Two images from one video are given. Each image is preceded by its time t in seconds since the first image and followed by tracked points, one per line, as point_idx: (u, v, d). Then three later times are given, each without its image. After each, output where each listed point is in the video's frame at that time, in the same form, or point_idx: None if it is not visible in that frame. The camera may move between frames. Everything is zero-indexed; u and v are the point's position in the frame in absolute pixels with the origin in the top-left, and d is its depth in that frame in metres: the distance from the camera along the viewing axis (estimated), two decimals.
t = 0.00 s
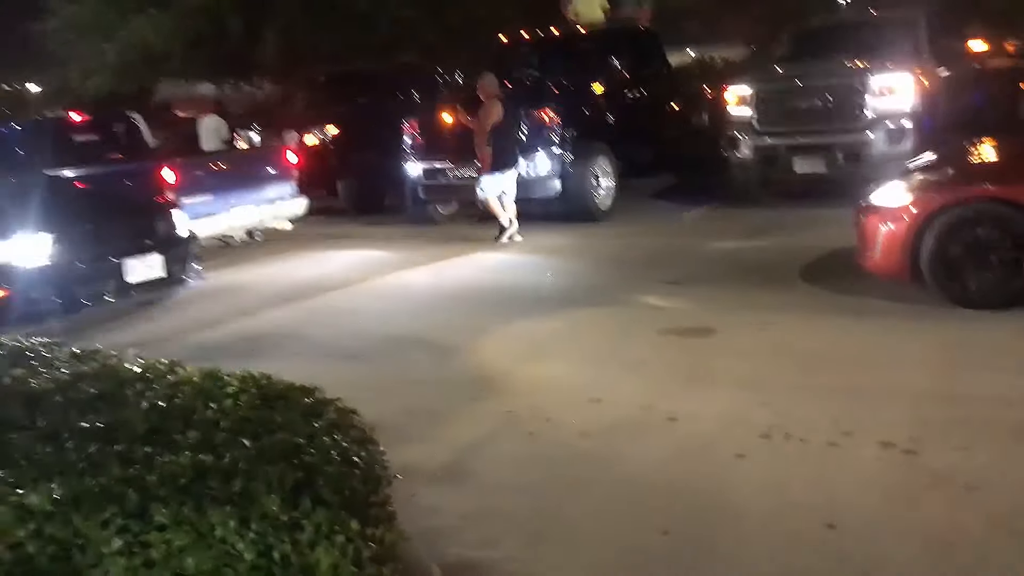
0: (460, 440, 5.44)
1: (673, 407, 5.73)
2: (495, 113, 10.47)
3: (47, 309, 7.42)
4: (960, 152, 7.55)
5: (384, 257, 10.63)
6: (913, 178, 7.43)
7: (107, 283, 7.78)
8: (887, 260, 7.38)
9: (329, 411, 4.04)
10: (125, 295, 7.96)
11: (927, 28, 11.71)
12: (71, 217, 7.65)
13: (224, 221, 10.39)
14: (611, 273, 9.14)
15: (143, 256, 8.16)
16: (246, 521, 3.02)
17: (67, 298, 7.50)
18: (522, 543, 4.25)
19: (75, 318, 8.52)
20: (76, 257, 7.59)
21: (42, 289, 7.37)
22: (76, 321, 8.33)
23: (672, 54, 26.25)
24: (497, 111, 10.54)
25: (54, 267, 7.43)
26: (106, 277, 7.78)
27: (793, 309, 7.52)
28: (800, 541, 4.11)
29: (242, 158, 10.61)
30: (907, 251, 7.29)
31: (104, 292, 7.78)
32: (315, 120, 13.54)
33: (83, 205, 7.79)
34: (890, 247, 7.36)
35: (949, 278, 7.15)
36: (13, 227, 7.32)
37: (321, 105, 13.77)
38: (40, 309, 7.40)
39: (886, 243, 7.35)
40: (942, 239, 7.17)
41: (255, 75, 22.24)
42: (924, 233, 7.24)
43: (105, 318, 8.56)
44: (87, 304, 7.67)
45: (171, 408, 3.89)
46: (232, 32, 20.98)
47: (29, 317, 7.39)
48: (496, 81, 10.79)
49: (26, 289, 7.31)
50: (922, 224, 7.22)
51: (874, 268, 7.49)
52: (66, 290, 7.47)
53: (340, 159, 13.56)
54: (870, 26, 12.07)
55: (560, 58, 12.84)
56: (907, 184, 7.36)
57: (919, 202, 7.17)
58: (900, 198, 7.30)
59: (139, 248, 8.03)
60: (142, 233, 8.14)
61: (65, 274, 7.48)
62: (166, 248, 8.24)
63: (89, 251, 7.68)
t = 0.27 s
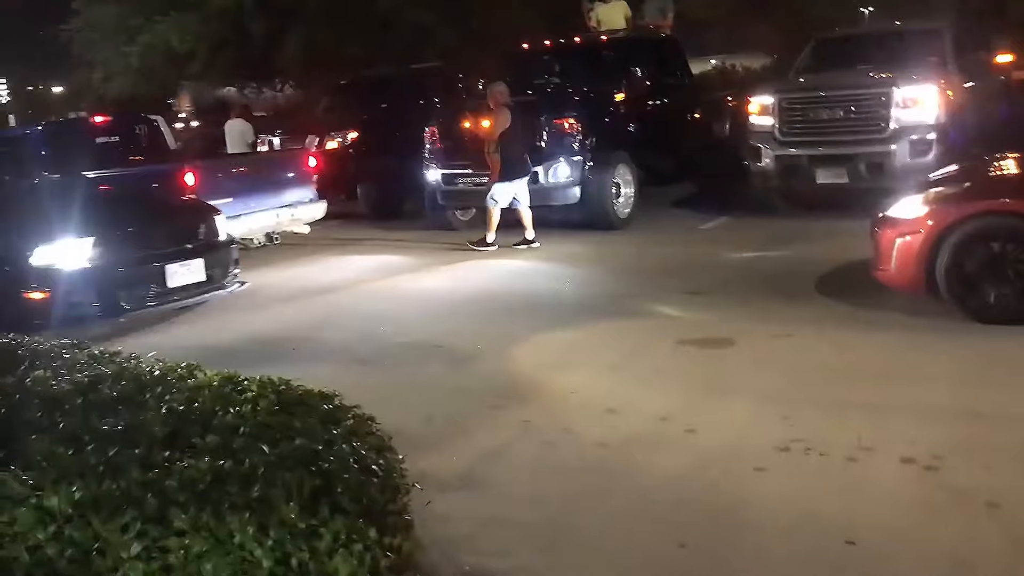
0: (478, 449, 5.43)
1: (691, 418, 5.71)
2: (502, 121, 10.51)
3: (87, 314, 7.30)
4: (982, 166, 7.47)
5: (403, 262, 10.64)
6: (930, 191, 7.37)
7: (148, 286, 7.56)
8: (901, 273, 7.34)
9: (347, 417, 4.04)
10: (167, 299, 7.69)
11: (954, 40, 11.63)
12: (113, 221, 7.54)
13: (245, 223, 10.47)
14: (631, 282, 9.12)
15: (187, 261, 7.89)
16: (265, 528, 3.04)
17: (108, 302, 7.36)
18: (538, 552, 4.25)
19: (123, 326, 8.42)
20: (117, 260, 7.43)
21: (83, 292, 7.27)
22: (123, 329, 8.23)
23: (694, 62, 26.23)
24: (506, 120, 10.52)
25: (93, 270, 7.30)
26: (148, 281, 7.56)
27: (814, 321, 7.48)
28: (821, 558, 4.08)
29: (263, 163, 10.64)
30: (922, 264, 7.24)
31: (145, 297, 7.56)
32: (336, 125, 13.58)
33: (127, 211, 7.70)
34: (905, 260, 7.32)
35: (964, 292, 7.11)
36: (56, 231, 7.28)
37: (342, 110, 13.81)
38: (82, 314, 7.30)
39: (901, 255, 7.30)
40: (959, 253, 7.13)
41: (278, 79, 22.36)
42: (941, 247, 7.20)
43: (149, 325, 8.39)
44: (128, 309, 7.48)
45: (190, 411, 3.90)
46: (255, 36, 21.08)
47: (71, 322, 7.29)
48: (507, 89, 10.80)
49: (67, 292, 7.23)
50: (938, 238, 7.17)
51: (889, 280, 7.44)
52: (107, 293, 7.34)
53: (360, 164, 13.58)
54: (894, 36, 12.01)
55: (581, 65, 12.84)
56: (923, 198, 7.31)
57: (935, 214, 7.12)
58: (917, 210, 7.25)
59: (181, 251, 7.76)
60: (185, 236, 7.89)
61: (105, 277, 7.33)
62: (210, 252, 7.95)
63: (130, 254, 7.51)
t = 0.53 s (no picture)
0: (493, 456, 5.43)
1: (708, 429, 5.69)
2: (506, 130, 10.53)
3: (126, 318, 7.30)
4: (1001, 178, 7.39)
5: (419, 268, 10.66)
6: (943, 204, 7.36)
7: (187, 291, 7.49)
8: (913, 285, 7.33)
9: (363, 423, 4.05)
10: (207, 304, 7.62)
11: (975, 51, 11.56)
12: (153, 225, 7.49)
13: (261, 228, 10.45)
14: (649, 290, 9.10)
15: (227, 265, 7.81)
16: (281, 532, 3.03)
17: (146, 306, 7.33)
18: (552, 562, 4.25)
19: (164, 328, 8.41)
20: (156, 264, 7.38)
21: (122, 296, 7.25)
22: (164, 332, 8.21)
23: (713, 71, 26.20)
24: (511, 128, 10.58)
25: (132, 275, 7.26)
26: (187, 285, 7.50)
27: (833, 333, 7.44)
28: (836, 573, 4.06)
29: (282, 167, 10.67)
30: (934, 276, 7.23)
31: (183, 301, 7.50)
32: (355, 130, 13.62)
33: (168, 215, 7.65)
34: (917, 272, 7.30)
35: (977, 305, 7.08)
36: (97, 234, 7.26)
37: (361, 115, 13.85)
38: (121, 318, 7.30)
39: (913, 267, 7.29)
40: (971, 267, 7.11)
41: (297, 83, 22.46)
42: (954, 260, 7.17)
43: (188, 328, 8.36)
44: (167, 314, 7.43)
45: (208, 414, 3.92)
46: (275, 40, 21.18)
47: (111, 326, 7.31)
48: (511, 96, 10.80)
49: (107, 296, 7.23)
50: (950, 251, 7.15)
51: (902, 292, 7.44)
52: (146, 298, 7.30)
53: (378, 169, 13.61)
54: (915, 47, 11.97)
55: (600, 72, 12.84)
56: (936, 210, 7.30)
57: (948, 227, 7.10)
58: (930, 223, 7.23)
59: (220, 256, 7.69)
60: (224, 241, 7.81)
61: (144, 281, 7.29)
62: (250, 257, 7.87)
63: (170, 259, 7.45)
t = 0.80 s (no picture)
0: (505, 461, 5.45)
1: (720, 437, 5.69)
2: (508, 136, 10.63)
3: (165, 321, 7.39)
4: (1012, 188, 7.37)
5: (433, 272, 10.69)
6: (953, 213, 7.34)
7: (227, 294, 7.60)
8: (923, 295, 7.31)
9: (377, 426, 4.07)
10: (246, 308, 7.73)
11: (993, 61, 11.54)
12: (194, 228, 7.59)
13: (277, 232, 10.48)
14: (664, 297, 9.11)
15: (266, 269, 7.92)
16: (295, 534, 3.05)
17: (187, 309, 7.42)
18: (563, 568, 4.25)
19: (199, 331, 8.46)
20: (197, 267, 7.47)
21: (163, 299, 7.35)
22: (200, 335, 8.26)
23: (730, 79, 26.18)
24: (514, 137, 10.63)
25: (173, 278, 7.35)
26: (227, 289, 7.60)
27: (847, 342, 7.43)
28: None
29: (298, 170, 10.72)
30: (944, 287, 7.20)
31: (223, 305, 7.60)
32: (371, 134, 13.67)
33: (209, 219, 7.77)
34: (927, 282, 7.28)
35: (986, 316, 7.08)
36: (139, 237, 7.37)
37: (378, 120, 13.90)
38: (161, 320, 7.39)
39: (923, 277, 7.26)
40: (980, 278, 7.11)
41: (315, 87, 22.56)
42: (963, 270, 7.16)
43: (222, 331, 8.42)
44: (206, 317, 7.51)
45: (223, 415, 3.95)
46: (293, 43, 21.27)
47: (151, 328, 7.39)
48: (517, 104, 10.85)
49: (148, 298, 7.32)
50: (960, 262, 7.13)
51: (911, 302, 7.41)
52: (186, 301, 7.39)
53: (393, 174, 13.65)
54: (933, 57, 11.94)
55: (616, 79, 12.85)
56: (946, 221, 7.28)
57: (959, 237, 7.08)
58: (940, 233, 7.22)
59: (260, 259, 7.78)
60: (264, 244, 7.91)
61: (185, 284, 7.38)
62: (288, 261, 7.96)
63: (210, 262, 7.54)
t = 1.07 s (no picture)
0: (517, 467, 5.45)
1: (732, 446, 5.68)
2: (507, 146, 10.56)
3: (203, 326, 7.28)
4: None
5: (447, 277, 10.70)
6: (964, 223, 7.31)
7: (265, 300, 7.47)
8: (933, 305, 7.30)
9: (388, 432, 4.08)
10: (284, 314, 7.59)
11: (1012, 71, 11.49)
12: (233, 232, 7.48)
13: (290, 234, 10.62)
14: (678, 305, 9.10)
15: (304, 275, 7.77)
16: (306, 538, 3.05)
17: (224, 315, 7.31)
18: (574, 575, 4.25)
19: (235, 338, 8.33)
20: (234, 272, 7.35)
21: (200, 304, 7.25)
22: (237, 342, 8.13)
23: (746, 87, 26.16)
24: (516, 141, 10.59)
25: (211, 282, 7.25)
26: (265, 294, 7.48)
27: (861, 352, 7.41)
28: None
29: (313, 175, 10.79)
30: (954, 298, 7.20)
31: (261, 311, 7.47)
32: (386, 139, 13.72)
33: (247, 224, 7.66)
34: (937, 292, 7.27)
35: (997, 326, 7.05)
36: (177, 241, 7.28)
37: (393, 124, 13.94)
38: (199, 326, 7.28)
39: (933, 287, 7.26)
40: (991, 289, 7.07)
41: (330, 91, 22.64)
42: (973, 281, 7.14)
43: (258, 338, 8.28)
44: (244, 323, 7.39)
45: (235, 419, 3.97)
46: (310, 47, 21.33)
47: (189, 333, 7.28)
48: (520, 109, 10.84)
49: (186, 303, 7.22)
50: (970, 272, 7.11)
51: (920, 312, 7.41)
52: (225, 306, 7.28)
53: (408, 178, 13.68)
54: (951, 66, 11.89)
55: (632, 85, 12.83)
56: (957, 230, 7.25)
57: (970, 248, 7.06)
58: (951, 243, 7.20)
59: (298, 264, 7.65)
60: (302, 250, 7.78)
61: (222, 289, 7.27)
62: (326, 267, 7.82)
63: (248, 267, 7.43)
